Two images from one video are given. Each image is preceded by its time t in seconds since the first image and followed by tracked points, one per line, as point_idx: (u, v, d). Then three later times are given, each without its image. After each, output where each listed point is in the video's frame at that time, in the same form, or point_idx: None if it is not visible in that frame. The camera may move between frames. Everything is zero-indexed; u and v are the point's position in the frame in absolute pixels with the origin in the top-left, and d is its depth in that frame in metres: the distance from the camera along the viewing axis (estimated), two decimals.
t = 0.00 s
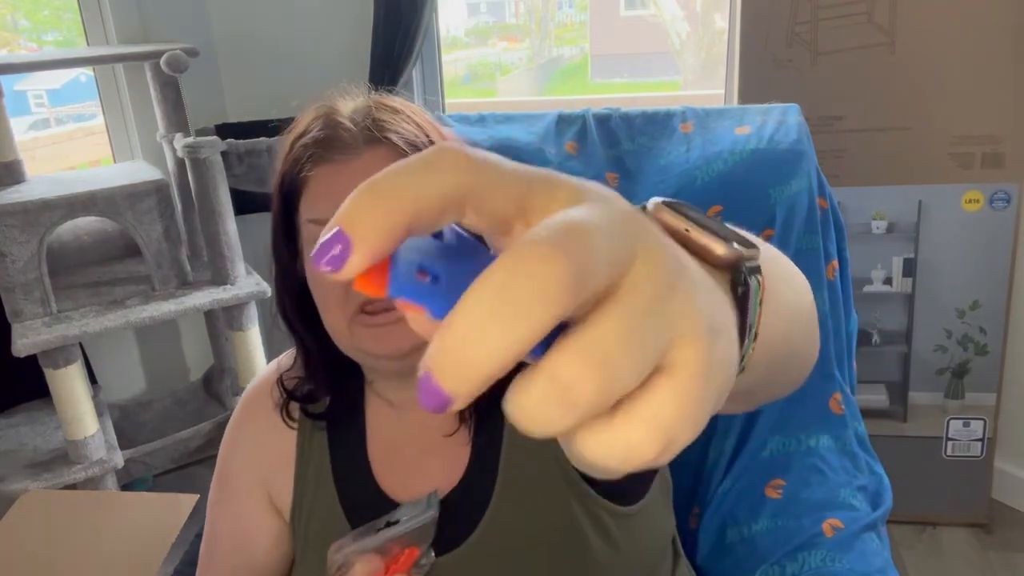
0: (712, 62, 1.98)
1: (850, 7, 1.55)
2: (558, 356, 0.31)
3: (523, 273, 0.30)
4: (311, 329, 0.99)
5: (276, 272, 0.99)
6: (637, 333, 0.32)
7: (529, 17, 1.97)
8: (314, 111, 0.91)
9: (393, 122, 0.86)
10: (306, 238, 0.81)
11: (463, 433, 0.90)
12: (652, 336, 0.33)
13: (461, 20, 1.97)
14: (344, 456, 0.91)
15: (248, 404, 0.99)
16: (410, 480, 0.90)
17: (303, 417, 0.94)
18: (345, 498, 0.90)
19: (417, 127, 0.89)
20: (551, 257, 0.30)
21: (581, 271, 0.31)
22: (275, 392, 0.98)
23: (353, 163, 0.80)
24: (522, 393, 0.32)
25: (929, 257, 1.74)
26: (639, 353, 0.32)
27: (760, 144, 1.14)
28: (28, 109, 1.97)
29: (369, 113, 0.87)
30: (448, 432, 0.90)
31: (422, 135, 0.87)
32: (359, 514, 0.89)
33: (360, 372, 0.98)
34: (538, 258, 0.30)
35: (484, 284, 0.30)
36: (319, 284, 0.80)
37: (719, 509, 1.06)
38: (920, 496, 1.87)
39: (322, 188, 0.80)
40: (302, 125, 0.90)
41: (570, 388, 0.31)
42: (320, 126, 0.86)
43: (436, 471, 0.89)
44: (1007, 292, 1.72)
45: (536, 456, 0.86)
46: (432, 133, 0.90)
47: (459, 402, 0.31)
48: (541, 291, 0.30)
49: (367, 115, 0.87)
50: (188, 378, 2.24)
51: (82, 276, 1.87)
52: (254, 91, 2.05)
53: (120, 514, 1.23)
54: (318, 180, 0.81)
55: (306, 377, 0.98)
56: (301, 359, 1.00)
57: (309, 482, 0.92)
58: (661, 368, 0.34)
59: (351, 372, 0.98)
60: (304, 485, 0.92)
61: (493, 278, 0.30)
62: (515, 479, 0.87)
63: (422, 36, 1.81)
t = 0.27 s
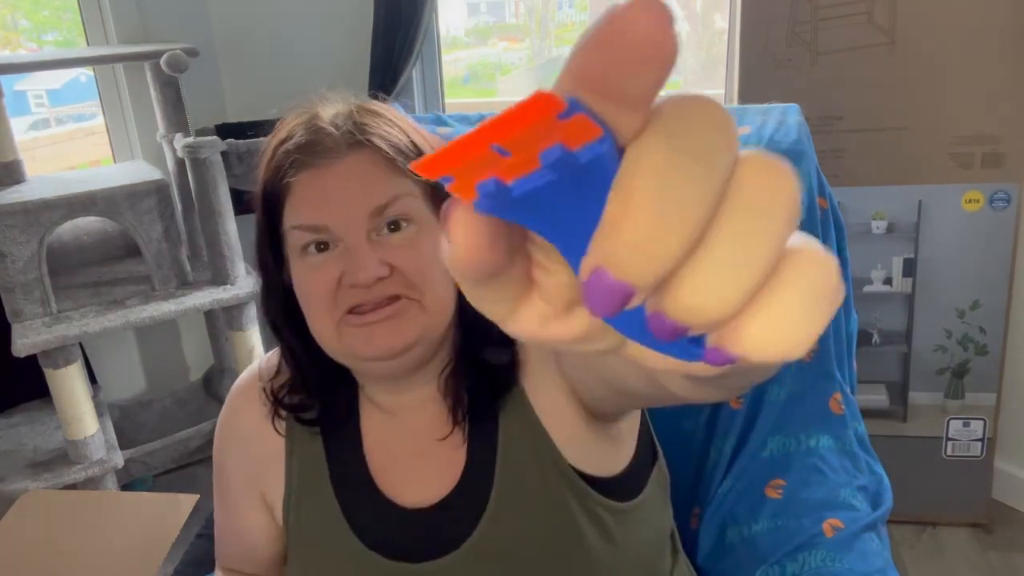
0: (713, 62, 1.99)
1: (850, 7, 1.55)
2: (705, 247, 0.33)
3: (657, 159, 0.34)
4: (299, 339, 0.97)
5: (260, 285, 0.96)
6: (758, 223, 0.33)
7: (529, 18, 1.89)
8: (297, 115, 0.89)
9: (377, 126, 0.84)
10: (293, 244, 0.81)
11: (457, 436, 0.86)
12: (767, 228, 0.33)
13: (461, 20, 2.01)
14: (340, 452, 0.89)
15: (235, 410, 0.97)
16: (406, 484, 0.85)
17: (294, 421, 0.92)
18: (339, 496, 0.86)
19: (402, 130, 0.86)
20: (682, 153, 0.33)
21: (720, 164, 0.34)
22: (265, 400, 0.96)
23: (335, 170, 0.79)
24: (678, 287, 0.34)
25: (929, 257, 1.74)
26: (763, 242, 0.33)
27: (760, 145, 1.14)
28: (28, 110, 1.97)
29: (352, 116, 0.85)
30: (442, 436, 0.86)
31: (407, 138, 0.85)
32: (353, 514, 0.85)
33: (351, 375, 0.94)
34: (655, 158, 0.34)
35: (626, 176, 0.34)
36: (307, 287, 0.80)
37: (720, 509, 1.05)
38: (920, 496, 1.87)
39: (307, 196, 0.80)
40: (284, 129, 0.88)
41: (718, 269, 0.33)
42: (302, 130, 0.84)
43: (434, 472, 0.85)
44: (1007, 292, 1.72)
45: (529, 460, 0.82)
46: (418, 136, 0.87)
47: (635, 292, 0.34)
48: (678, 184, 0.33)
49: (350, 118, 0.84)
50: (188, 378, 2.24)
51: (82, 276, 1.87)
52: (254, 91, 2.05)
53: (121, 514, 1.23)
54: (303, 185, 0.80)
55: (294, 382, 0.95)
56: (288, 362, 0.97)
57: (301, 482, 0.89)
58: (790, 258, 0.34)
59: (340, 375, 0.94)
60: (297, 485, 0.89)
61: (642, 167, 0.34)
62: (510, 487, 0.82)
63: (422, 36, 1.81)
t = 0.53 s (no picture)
0: (712, 62, 1.98)
1: (851, 7, 1.55)
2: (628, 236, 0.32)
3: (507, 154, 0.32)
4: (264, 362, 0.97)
5: (220, 309, 0.96)
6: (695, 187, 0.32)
7: (529, 17, 1.97)
8: (248, 134, 0.88)
9: (331, 140, 0.84)
10: (251, 264, 0.80)
11: (428, 443, 0.87)
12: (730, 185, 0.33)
13: (461, 19, 1.99)
14: (314, 470, 0.89)
15: (208, 435, 0.98)
16: (381, 497, 0.86)
17: (267, 447, 0.92)
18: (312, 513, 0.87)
19: (356, 145, 0.85)
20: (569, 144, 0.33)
21: (610, 156, 0.33)
22: (236, 426, 0.96)
23: (288, 184, 0.78)
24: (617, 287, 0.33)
25: (928, 257, 1.74)
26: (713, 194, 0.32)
27: (759, 145, 1.10)
28: (28, 110, 1.97)
29: (305, 132, 0.84)
30: (413, 444, 0.87)
31: (362, 152, 0.84)
32: (328, 530, 0.85)
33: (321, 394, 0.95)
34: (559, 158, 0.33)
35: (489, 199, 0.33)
36: (268, 307, 0.78)
37: (719, 509, 1.06)
38: (920, 496, 1.87)
39: (261, 213, 0.78)
40: (236, 149, 0.87)
41: (658, 248, 0.32)
42: (254, 148, 0.83)
43: (408, 484, 0.85)
44: (1007, 292, 1.72)
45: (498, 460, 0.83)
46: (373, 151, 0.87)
47: (559, 339, 0.32)
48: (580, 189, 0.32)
49: (303, 134, 0.84)
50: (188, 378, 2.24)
51: (82, 276, 1.87)
52: (254, 90, 2.05)
53: (120, 514, 1.23)
54: (257, 203, 0.79)
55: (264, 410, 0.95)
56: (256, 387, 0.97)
57: (273, 502, 0.89)
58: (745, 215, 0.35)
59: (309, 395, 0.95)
60: (270, 508, 0.90)
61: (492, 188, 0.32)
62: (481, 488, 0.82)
63: (422, 36, 1.81)
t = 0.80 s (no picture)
0: (712, 62, 1.98)
1: (851, 7, 1.55)
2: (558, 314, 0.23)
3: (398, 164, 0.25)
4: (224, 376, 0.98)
5: (178, 327, 0.97)
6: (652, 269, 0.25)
7: (529, 17, 1.98)
8: (199, 152, 0.89)
9: (282, 148, 0.83)
10: (214, 280, 0.80)
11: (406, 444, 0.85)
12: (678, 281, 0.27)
13: (461, 19, 2.00)
14: (297, 476, 0.90)
15: (187, 450, 1.00)
16: (363, 501, 0.87)
17: (246, 462, 0.93)
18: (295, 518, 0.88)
19: (308, 151, 0.85)
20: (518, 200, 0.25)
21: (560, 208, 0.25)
22: (213, 445, 0.98)
23: (238, 199, 0.78)
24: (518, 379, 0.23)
25: (929, 257, 1.74)
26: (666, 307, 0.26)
27: (759, 144, 1.10)
28: (28, 109, 1.97)
29: (256, 142, 0.84)
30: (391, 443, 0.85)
31: (314, 159, 0.83)
32: (311, 535, 0.86)
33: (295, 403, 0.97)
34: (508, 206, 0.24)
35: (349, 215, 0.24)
36: (235, 319, 0.79)
37: (719, 509, 1.06)
38: (920, 496, 1.87)
39: (216, 228, 0.79)
40: (188, 166, 0.87)
41: (583, 349, 0.23)
42: (206, 163, 0.83)
43: (390, 488, 0.85)
44: (1007, 292, 1.72)
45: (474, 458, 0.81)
46: (326, 156, 0.86)
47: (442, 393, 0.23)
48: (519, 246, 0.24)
49: (254, 144, 0.83)
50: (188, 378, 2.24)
51: (82, 276, 1.87)
52: (253, 90, 2.05)
53: (117, 514, 1.23)
54: (213, 217, 0.79)
55: (237, 427, 0.96)
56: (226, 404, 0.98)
57: (254, 511, 0.90)
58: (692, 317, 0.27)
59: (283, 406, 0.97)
60: (252, 518, 0.90)
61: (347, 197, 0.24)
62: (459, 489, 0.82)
63: (422, 36, 1.81)
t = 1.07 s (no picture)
0: (712, 62, 1.98)
1: (851, 7, 1.55)
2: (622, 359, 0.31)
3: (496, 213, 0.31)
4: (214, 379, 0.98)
5: (167, 331, 0.97)
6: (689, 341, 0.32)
7: (529, 18, 1.97)
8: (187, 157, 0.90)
9: (272, 151, 0.85)
10: (205, 284, 0.80)
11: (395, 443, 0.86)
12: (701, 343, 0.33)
13: (461, 20, 1.99)
14: (292, 474, 0.90)
15: (180, 451, 1.00)
16: (358, 500, 0.86)
17: (240, 463, 0.93)
18: (289, 519, 0.88)
19: (298, 154, 0.87)
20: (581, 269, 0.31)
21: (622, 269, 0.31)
22: (206, 448, 0.98)
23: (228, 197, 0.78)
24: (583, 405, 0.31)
25: (929, 257, 1.74)
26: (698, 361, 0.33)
27: (760, 144, 1.10)
28: (28, 109, 1.98)
29: (245, 145, 0.86)
30: (382, 444, 0.86)
31: (302, 160, 0.86)
32: (306, 537, 0.87)
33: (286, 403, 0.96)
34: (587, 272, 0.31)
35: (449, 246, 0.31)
36: (226, 321, 0.78)
37: (718, 510, 1.05)
38: (920, 496, 1.87)
39: (208, 229, 0.78)
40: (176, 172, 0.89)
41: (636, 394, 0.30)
42: (195, 167, 0.85)
43: (382, 487, 0.85)
44: (1007, 292, 1.72)
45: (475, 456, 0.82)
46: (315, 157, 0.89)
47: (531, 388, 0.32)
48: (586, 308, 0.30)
49: (243, 147, 0.86)
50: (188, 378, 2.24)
51: (82, 276, 1.88)
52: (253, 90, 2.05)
53: (117, 514, 1.23)
54: (202, 221, 0.80)
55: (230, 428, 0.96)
56: (216, 404, 0.97)
57: (250, 511, 0.91)
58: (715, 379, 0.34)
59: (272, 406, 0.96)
60: (246, 519, 0.91)
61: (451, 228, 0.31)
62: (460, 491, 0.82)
63: (422, 36, 1.81)
